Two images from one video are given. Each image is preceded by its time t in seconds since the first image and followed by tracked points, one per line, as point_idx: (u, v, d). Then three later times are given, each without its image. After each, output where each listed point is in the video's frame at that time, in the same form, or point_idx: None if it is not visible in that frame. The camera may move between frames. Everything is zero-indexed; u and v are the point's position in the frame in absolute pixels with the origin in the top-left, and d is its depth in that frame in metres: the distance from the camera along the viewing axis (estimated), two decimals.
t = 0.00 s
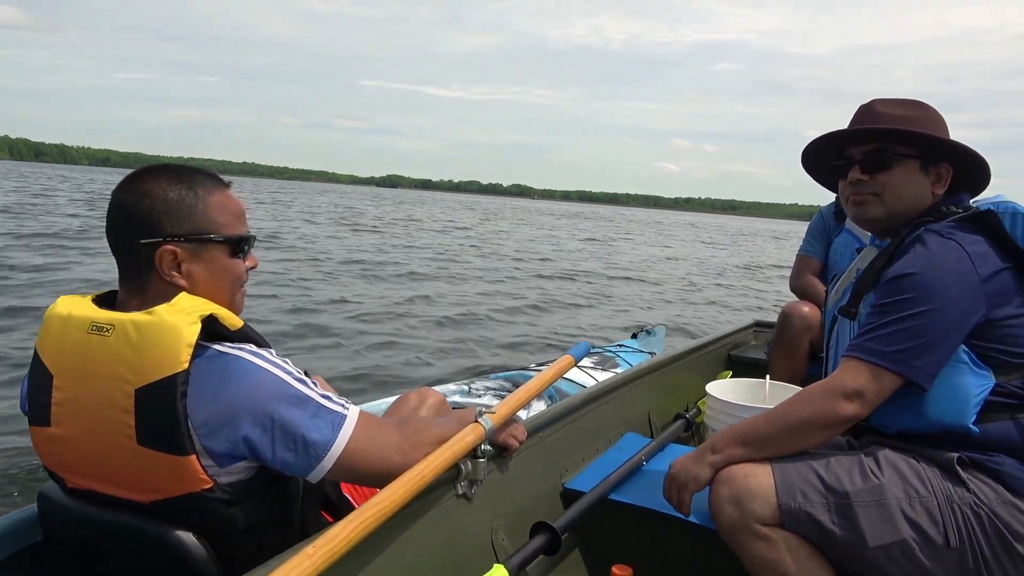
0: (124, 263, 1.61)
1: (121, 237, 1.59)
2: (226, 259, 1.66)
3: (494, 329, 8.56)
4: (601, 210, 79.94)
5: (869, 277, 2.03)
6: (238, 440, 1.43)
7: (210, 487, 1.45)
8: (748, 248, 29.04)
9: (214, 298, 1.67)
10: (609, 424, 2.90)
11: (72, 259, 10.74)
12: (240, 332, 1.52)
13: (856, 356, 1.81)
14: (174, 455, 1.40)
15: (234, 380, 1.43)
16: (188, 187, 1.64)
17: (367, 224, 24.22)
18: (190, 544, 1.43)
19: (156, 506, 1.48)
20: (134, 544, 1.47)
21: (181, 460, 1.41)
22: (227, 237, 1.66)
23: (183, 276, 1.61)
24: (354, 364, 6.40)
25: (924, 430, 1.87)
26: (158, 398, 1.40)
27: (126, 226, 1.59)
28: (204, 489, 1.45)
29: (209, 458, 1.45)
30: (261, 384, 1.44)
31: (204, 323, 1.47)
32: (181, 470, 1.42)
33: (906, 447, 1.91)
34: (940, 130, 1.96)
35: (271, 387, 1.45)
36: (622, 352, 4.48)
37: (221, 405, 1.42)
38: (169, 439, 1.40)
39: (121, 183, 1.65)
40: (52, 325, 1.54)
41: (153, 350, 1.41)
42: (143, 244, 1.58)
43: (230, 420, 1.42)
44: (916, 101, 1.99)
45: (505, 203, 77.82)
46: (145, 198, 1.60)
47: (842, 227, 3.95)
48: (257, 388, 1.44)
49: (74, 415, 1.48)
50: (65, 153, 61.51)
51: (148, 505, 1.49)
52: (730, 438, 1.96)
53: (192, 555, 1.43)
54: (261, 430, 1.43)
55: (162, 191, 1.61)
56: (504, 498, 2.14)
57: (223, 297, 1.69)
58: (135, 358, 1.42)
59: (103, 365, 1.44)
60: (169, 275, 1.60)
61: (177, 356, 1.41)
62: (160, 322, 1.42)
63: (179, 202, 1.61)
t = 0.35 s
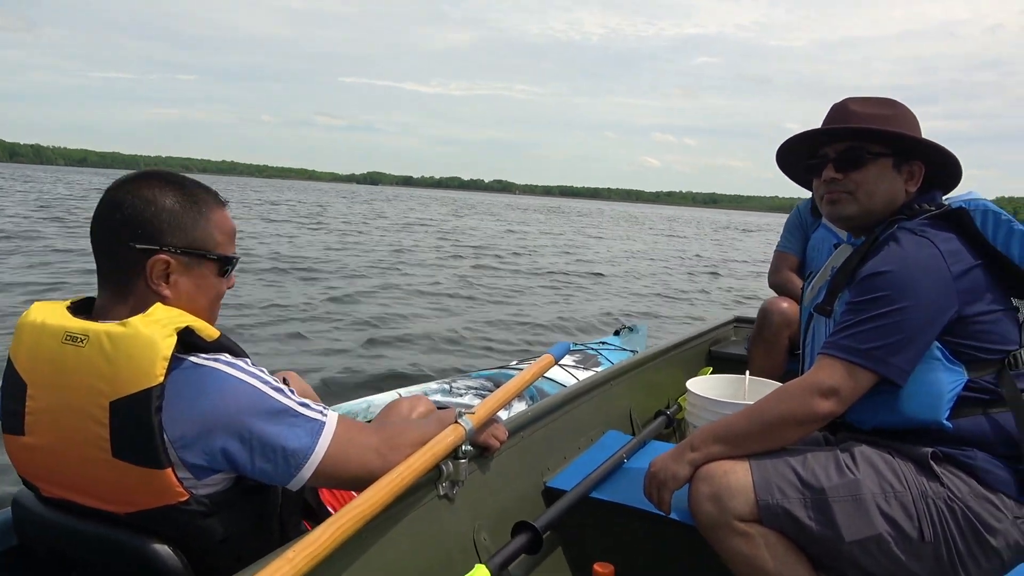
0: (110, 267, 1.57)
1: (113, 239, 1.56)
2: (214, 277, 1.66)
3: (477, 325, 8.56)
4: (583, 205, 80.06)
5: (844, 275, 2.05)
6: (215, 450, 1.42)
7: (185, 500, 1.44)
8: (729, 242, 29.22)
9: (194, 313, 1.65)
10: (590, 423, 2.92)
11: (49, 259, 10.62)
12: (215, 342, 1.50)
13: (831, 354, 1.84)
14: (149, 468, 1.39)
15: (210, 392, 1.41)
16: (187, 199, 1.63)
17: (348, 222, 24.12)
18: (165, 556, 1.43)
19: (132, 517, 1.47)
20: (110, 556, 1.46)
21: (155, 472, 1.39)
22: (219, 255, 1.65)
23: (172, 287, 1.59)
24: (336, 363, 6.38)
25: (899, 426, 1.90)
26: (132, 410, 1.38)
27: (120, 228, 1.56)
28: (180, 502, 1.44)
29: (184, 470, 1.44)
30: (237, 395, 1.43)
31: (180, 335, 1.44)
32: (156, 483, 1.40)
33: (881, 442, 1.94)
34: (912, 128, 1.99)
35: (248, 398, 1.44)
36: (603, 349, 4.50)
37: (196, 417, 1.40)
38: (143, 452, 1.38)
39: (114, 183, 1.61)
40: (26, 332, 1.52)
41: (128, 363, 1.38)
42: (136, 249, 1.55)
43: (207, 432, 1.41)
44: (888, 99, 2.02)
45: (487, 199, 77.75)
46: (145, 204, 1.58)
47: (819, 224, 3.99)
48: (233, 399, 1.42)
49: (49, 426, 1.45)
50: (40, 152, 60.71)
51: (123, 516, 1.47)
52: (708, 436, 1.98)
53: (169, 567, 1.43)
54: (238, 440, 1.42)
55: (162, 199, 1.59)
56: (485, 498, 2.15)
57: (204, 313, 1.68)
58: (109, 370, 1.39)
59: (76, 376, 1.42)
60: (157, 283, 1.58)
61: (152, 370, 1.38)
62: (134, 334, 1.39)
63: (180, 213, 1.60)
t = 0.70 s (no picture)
0: (98, 280, 1.55)
1: (104, 252, 1.54)
2: (201, 293, 1.66)
3: (472, 330, 8.55)
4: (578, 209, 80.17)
5: (833, 277, 2.06)
6: (201, 465, 1.42)
7: (166, 516, 1.43)
8: (724, 245, 29.27)
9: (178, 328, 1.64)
10: (583, 426, 2.92)
11: (43, 270, 10.60)
12: (197, 357, 1.46)
13: (820, 357, 1.84)
14: (130, 484, 1.38)
15: (195, 408, 1.41)
16: (179, 213, 1.63)
17: (341, 228, 24.10)
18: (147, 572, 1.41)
19: (115, 533, 1.47)
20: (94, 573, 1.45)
21: (136, 489, 1.39)
22: (208, 271, 1.66)
23: (160, 301, 1.58)
24: (330, 369, 6.36)
25: (889, 428, 1.90)
26: (114, 427, 1.37)
27: (111, 241, 1.54)
28: (162, 518, 1.43)
29: (166, 485, 1.43)
30: (223, 411, 1.43)
31: (162, 350, 1.43)
32: (137, 500, 1.40)
33: (871, 443, 1.95)
34: (899, 131, 1.99)
35: (234, 412, 1.43)
36: (596, 353, 4.51)
37: (182, 434, 1.40)
38: (124, 469, 1.38)
39: (103, 197, 1.59)
40: (10, 346, 1.51)
41: (110, 379, 1.38)
42: (129, 262, 1.53)
43: (194, 448, 1.40)
44: (876, 103, 2.03)
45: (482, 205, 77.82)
46: (137, 218, 1.56)
47: (812, 226, 3.99)
48: (220, 414, 1.42)
49: (33, 441, 1.45)
50: (33, 162, 60.58)
51: (107, 532, 1.47)
52: (699, 439, 1.98)
53: None
54: (226, 456, 1.42)
55: (155, 214, 1.58)
56: (477, 504, 2.15)
57: (187, 329, 1.67)
58: (91, 387, 1.38)
59: (60, 392, 1.41)
60: (147, 297, 1.56)
61: (133, 387, 1.37)
62: (116, 350, 1.38)
63: (172, 228, 1.59)
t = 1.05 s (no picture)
0: (75, 300, 1.47)
1: (81, 272, 1.46)
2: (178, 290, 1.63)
3: (474, 336, 8.56)
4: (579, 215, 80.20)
5: (831, 280, 2.06)
6: (190, 477, 1.43)
7: (152, 528, 1.44)
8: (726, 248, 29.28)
9: (161, 331, 1.60)
10: (582, 430, 2.92)
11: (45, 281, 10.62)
12: (178, 367, 1.50)
13: (817, 361, 1.85)
14: (115, 497, 1.39)
15: (185, 420, 1.42)
16: (141, 219, 1.56)
17: (343, 237, 24.11)
18: None
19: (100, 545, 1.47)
20: None
21: (122, 502, 1.39)
22: (179, 267, 1.62)
23: (148, 307, 1.54)
24: (331, 376, 6.36)
25: (885, 431, 1.91)
26: (97, 440, 1.37)
27: (86, 259, 1.46)
28: (147, 531, 1.44)
29: (153, 499, 1.45)
30: (212, 423, 1.44)
31: (142, 361, 1.45)
32: (123, 513, 1.40)
33: (867, 447, 1.95)
34: (897, 135, 1.99)
35: (223, 424, 1.45)
36: (595, 360, 4.51)
37: (172, 447, 1.41)
38: (108, 482, 1.38)
39: (55, 216, 1.49)
40: None
41: (92, 392, 1.38)
42: (112, 276, 1.48)
43: (185, 460, 1.42)
44: (873, 106, 2.03)
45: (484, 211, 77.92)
46: (106, 231, 1.48)
47: (812, 229, 4.00)
48: (210, 425, 1.43)
49: (12, 457, 1.43)
50: (36, 173, 60.76)
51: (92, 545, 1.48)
52: (696, 443, 1.98)
53: None
54: (216, 467, 1.44)
55: (120, 223, 1.51)
56: (475, 510, 2.16)
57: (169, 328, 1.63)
58: (72, 400, 1.38)
59: (40, 407, 1.40)
60: (135, 306, 1.52)
61: (114, 397, 1.38)
62: (96, 363, 1.39)
63: (142, 234, 1.54)
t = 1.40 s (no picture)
0: (65, 319, 1.47)
1: (67, 291, 1.46)
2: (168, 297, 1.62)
3: (483, 345, 8.55)
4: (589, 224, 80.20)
5: (840, 292, 2.05)
6: (193, 488, 1.44)
7: (155, 538, 1.45)
8: (736, 257, 29.18)
9: (156, 339, 1.60)
10: (589, 442, 2.92)
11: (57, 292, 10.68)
12: (178, 378, 1.51)
13: (825, 372, 1.84)
14: (119, 507, 1.40)
15: (187, 430, 1.43)
16: (120, 232, 1.55)
17: (351, 247, 24.17)
18: None
19: (105, 557, 1.48)
20: None
21: (125, 512, 1.40)
22: (165, 274, 1.61)
23: (140, 318, 1.53)
24: (340, 385, 6.36)
25: (892, 443, 1.89)
26: (101, 451, 1.38)
27: (71, 278, 1.46)
28: (151, 541, 1.45)
29: (157, 509, 1.45)
30: (213, 433, 1.44)
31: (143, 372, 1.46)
32: (127, 523, 1.41)
33: (874, 460, 1.93)
34: (908, 146, 1.99)
35: (225, 434, 1.46)
36: (601, 371, 4.50)
37: (173, 457, 1.41)
38: (112, 492, 1.39)
39: (35, 240, 1.48)
40: None
41: (94, 405, 1.39)
42: (97, 292, 1.47)
43: (187, 469, 1.42)
44: (884, 117, 2.02)
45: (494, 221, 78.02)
46: (86, 249, 1.48)
47: (820, 240, 3.98)
48: (212, 436, 1.44)
49: (17, 472, 1.44)
50: (51, 186, 61.35)
51: (97, 556, 1.48)
52: (703, 454, 1.97)
53: None
54: (217, 477, 1.44)
55: (100, 238, 1.50)
56: (481, 522, 2.16)
57: (164, 336, 1.63)
58: (75, 413, 1.39)
59: (44, 422, 1.41)
60: (125, 318, 1.52)
61: (116, 409, 1.39)
62: (99, 376, 1.40)
63: (124, 247, 1.53)
